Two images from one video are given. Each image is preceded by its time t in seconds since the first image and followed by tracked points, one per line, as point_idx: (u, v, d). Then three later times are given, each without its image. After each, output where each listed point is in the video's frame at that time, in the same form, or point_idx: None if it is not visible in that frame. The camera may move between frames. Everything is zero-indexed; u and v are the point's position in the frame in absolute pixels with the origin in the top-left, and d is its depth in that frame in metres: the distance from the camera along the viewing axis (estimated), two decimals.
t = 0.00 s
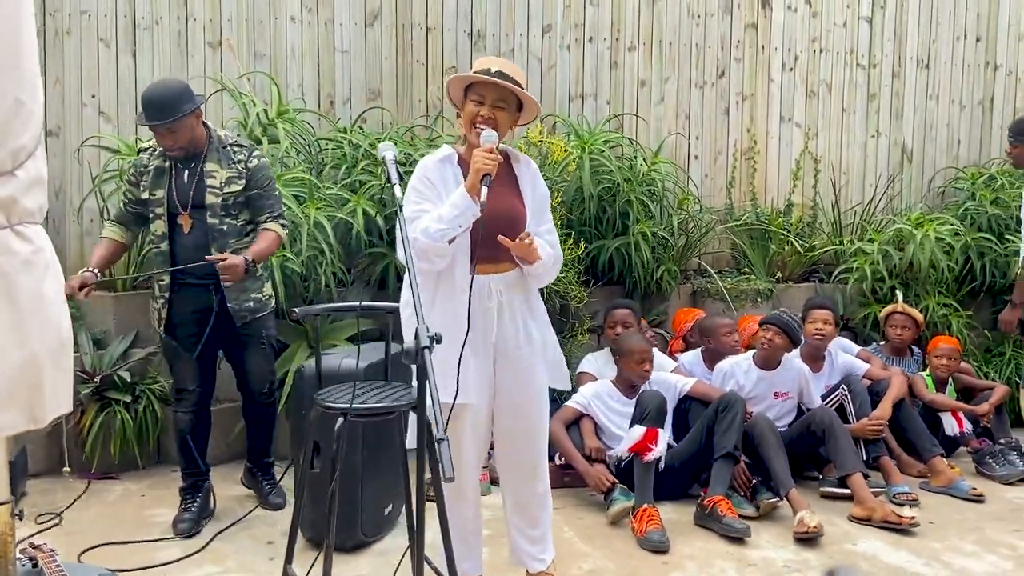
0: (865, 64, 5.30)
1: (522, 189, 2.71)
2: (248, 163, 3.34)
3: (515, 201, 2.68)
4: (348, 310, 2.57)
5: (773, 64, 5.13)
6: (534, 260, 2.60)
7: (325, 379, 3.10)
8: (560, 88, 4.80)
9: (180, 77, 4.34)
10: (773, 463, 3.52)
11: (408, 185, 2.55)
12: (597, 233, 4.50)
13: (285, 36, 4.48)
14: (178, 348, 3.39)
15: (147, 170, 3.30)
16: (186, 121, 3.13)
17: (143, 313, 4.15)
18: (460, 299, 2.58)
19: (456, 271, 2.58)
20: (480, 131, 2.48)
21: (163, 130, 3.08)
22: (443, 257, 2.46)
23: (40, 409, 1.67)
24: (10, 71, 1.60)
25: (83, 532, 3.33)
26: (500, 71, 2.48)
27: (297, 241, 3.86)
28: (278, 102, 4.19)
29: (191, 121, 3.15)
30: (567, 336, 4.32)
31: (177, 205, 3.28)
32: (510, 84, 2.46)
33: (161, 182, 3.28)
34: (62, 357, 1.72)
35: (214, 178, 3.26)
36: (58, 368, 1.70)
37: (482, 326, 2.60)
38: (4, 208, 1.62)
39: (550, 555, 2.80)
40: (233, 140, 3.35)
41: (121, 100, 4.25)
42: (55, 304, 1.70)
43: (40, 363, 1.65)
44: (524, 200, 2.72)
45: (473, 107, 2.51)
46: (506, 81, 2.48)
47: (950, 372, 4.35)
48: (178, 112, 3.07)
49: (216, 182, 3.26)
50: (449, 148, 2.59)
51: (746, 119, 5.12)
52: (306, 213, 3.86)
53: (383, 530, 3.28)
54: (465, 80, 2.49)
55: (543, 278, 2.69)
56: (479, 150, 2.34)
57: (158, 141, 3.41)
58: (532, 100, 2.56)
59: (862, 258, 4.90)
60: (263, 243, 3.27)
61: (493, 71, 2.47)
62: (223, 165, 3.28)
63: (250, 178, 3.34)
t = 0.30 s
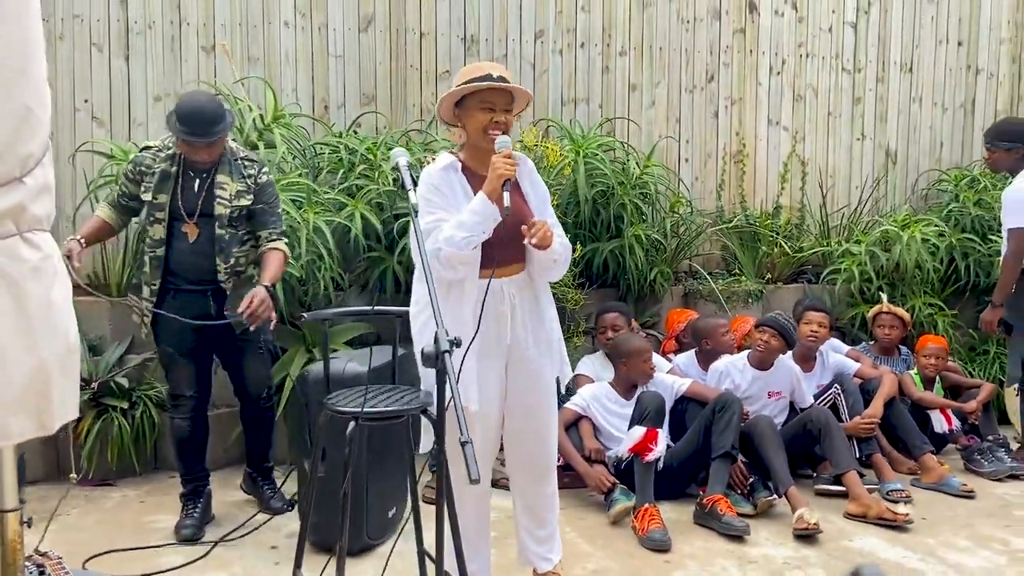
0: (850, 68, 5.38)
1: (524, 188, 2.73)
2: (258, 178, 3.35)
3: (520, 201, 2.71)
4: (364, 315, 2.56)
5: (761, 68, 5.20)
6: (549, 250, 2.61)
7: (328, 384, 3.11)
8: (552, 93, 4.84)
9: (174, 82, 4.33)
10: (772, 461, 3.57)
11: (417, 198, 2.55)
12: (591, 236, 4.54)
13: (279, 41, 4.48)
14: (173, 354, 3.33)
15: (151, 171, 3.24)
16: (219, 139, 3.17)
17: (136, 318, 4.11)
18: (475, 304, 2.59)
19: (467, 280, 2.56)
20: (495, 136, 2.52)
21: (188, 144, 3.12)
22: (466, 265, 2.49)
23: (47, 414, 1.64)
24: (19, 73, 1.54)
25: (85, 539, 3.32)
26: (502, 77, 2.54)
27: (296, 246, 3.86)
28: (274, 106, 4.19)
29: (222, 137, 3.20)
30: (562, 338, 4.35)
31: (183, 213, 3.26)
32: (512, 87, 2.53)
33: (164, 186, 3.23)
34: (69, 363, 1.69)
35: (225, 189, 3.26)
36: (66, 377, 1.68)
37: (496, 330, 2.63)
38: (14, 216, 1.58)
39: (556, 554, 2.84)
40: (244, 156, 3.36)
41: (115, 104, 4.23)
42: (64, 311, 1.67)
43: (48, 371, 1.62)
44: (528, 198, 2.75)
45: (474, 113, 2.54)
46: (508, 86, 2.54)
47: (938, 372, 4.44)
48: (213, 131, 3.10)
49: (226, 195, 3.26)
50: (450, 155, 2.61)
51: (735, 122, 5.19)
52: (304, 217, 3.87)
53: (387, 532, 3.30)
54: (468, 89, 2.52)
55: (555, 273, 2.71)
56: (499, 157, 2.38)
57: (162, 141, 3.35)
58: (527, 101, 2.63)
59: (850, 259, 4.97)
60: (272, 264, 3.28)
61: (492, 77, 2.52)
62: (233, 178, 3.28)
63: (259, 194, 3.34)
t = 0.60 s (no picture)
0: (834, 72, 5.47)
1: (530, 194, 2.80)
2: (264, 193, 3.40)
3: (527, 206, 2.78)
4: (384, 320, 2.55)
5: (748, 72, 5.28)
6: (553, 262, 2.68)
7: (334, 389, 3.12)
8: (543, 97, 4.88)
9: (166, 87, 4.31)
10: (767, 459, 3.63)
11: (435, 201, 2.59)
12: (584, 239, 4.58)
13: (271, 46, 4.48)
14: (172, 361, 3.30)
15: (165, 174, 3.19)
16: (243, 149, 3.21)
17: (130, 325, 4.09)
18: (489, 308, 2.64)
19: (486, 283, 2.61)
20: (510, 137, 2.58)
21: (211, 153, 3.12)
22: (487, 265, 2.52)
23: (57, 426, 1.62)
24: (29, 80, 1.51)
25: (86, 547, 3.30)
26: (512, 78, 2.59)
27: (293, 251, 3.87)
28: (268, 111, 4.19)
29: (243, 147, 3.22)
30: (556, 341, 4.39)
31: (197, 220, 3.25)
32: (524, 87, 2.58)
33: (178, 191, 3.20)
34: (77, 373, 1.66)
35: (236, 201, 3.28)
36: (74, 388, 1.64)
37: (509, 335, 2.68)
38: (23, 224, 1.55)
39: (563, 554, 2.88)
40: (252, 170, 3.39)
41: (107, 110, 4.19)
42: (72, 323, 1.64)
43: (58, 383, 1.59)
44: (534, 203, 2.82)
45: (485, 115, 2.59)
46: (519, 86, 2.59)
47: (925, 370, 4.52)
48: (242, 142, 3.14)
49: (236, 206, 3.28)
50: (463, 160, 2.67)
51: (723, 126, 5.26)
52: (301, 222, 3.88)
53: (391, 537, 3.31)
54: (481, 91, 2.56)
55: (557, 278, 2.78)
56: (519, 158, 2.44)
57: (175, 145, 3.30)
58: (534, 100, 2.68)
59: (837, 259, 5.05)
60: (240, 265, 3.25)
61: (500, 77, 2.58)
62: (243, 191, 3.31)
63: (264, 208, 3.39)
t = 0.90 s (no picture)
0: (814, 75, 5.56)
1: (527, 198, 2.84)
2: (267, 202, 3.41)
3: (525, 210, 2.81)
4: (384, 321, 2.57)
5: (730, 75, 5.34)
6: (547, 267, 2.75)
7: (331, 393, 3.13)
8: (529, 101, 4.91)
9: (152, 92, 4.29)
10: (754, 457, 3.69)
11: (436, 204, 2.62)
12: (571, 241, 4.61)
13: (257, 50, 4.47)
14: (169, 366, 3.30)
15: (166, 179, 3.20)
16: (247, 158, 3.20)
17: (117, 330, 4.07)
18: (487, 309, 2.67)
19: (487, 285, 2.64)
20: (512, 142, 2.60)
21: (220, 157, 3.12)
22: (489, 267, 2.56)
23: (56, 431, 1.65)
24: (28, 88, 1.53)
25: (80, 555, 3.27)
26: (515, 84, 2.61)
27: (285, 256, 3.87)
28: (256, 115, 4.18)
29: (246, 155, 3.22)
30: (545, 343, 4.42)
31: (199, 225, 3.27)
32: (527, 93, 2.61)
33: (179, 197, 3.21)
34: (76, 378, 1.68)
35: (240, 209, 3.30)
36: (73, 393, 1.67)
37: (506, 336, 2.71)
38: (23, 230, 1.56)
39: (562, 553, 2.90)
40: (253, 178, 3.40)
41: (92, 114, 4.16)
42: (70, 328, 1.66)
43: (57, 388, 1.62)
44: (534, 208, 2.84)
45: (487, 120, 2.61)
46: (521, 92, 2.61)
47: (907, 367, 4.58)
48: (249, 154, 3.13)
49: (241, 214, 3.30)
50: (462, 164, 2.70)
51: (706, 128, 5.32)
52: (291, 227, 3.88)
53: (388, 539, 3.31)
54: (484, 96, 2.58)
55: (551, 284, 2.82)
56: (520, 162, 2.50)
57: (173, 148, 3.29)
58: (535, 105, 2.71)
59: (819, 259, 5.13)
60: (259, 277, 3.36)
61: (503, 83, 2.60)
62: (246, 199, 3.32)
63: (267, 217, 3.40)
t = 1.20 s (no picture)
0: (794, 76, 5.60)
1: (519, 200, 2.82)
2: (260, 207, 3.40)
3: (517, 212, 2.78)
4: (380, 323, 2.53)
5: (711, 76, 5.37)
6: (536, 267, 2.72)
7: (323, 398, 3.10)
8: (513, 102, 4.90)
9: (132, 94, 4.22)
10: (740, 454, 3.69)
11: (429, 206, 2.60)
12: (557, 242, 4.60)
13: (238, 50, 4.41)
14: (157, 371, 3.24)
15: (161, 182, 3.17)
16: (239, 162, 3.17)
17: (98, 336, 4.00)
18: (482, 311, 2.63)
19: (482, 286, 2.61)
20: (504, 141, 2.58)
21: (215, 161, 3.09)
22: (484, 269, 2.54)
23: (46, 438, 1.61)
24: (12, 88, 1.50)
25: (65, 565, 3.21)
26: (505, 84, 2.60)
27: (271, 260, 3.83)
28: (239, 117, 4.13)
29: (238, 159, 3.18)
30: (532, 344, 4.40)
31: (193, 229, 3.24)
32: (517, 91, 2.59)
33: (174, 200, 3.18)
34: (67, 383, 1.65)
35: (234, 213, 3.29)
36: (64, 397, 1.63)
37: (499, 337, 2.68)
38: (10, 234, 1.53)
39: (558, 555, 2.88)
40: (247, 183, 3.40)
41: (70, 117, 4.09)
42: (60, 332, 1.62)
43: (47, 395, 1.58)
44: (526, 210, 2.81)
45: (478, 120, 2.59)
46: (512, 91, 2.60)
47: (890, 365, 4.64)
48: (245, 160, 3.10)
49: (236, 219, 3.29)
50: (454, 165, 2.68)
51: (689, 129, 5.34)
52: (276, 230, 3.83)
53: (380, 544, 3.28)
54: (475, 96, 2.57)
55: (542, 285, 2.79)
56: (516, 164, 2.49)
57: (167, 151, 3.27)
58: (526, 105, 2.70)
59: (802, 259, 5.16)
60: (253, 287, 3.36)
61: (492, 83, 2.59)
62: (240, 204, 3.32)
63: (260, 222, 3.38)
